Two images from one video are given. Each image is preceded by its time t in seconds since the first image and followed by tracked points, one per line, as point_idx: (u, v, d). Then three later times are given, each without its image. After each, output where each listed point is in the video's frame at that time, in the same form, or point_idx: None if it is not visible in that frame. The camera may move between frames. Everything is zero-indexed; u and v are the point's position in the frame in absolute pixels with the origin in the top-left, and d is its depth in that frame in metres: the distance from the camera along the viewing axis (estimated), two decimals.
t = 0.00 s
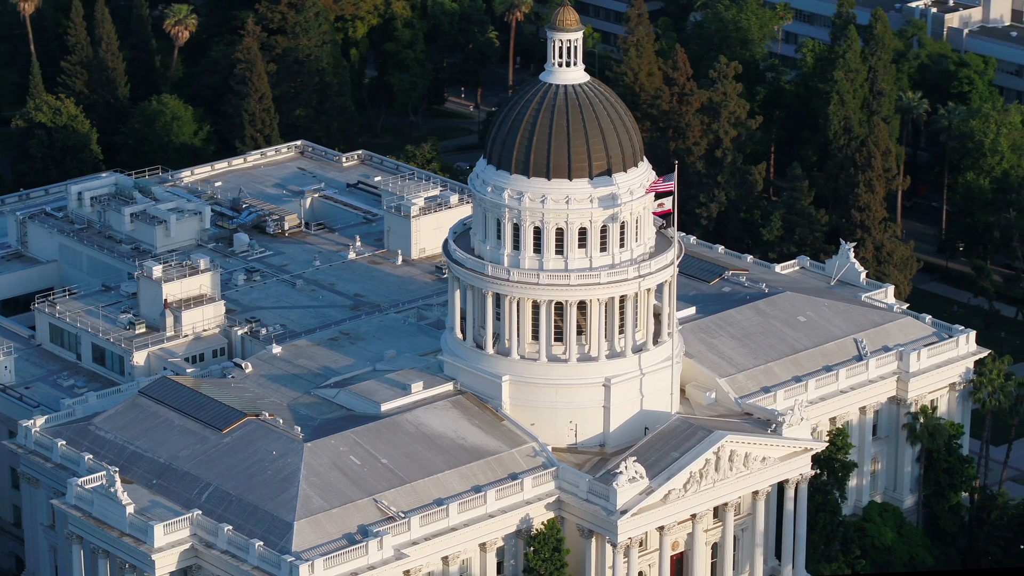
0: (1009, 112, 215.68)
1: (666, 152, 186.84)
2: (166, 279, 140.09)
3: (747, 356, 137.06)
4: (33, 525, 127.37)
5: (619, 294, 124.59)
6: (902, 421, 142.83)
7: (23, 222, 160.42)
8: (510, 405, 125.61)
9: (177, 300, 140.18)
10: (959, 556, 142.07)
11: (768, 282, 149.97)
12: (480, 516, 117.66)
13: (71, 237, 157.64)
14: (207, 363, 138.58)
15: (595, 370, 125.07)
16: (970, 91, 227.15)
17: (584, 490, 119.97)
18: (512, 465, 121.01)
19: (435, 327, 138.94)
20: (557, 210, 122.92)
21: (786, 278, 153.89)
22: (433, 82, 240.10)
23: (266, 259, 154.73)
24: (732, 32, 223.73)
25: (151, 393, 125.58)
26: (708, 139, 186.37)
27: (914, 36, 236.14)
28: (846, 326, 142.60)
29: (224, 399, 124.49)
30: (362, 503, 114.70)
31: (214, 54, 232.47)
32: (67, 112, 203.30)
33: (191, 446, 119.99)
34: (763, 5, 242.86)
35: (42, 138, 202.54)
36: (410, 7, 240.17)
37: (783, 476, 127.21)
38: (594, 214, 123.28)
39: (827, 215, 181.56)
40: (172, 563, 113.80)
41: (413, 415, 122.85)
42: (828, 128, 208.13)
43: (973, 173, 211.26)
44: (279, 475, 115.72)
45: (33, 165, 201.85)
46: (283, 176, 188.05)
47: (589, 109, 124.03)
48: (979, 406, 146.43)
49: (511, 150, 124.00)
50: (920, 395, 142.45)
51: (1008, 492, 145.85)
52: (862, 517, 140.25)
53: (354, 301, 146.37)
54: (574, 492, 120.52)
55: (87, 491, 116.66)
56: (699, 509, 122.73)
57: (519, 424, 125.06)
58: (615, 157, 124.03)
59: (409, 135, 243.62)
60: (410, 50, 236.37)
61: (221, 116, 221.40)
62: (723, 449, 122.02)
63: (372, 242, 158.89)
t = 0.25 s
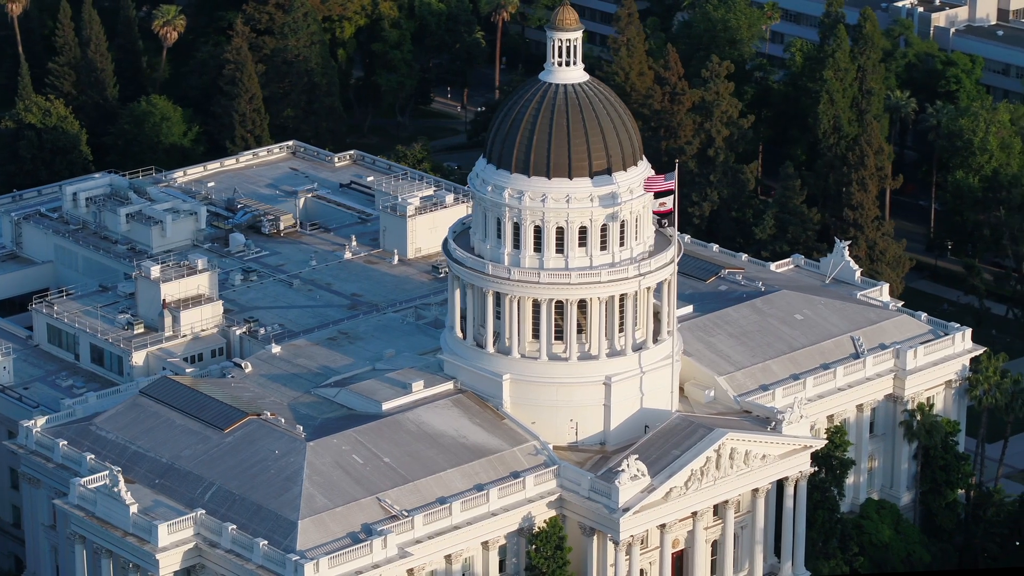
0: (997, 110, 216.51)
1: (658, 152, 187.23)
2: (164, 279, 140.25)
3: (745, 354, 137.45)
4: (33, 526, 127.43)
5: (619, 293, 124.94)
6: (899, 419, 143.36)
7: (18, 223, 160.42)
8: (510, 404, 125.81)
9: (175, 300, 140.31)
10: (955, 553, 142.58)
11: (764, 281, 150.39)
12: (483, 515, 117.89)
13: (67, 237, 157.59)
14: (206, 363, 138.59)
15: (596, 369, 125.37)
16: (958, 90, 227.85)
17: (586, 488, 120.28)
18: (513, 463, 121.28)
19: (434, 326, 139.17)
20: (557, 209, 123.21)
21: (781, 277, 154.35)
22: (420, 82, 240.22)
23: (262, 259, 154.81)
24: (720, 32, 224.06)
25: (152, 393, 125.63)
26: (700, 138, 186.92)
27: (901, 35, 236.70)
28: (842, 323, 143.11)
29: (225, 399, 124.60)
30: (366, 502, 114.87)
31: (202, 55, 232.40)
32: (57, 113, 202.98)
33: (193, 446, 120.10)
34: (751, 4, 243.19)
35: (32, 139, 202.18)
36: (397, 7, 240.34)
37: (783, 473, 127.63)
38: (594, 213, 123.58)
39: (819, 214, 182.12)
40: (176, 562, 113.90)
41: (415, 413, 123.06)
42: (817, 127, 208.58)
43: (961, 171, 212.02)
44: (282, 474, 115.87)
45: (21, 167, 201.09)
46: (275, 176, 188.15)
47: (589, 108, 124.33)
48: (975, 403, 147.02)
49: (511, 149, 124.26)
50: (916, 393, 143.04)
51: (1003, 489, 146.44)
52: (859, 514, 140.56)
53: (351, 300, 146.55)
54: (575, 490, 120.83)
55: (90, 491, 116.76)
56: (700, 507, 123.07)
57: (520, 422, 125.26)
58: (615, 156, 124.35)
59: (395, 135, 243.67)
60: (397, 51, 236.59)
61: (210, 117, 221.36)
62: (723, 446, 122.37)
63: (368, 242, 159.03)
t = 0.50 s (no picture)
0: (985, 108, 217.43)
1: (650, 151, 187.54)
2: (162, 279, 140.39)
3: (743, 352, 137.80)
4: (34, 525, 127.48)
5: (619, 292, 125.24)
6: (896, 416, 144.00)
7: (13, 224, 160.34)
8: (511, 402, 126.06)
9: (173, 300, 140.43)
10: (952, 550, 143.16)
11: (761, 279, 150.81)
12: (486, 513, 118.20)
13: (63, 238, 157.50)
14: (204, 363, 138.65)
15: (597, 367, 125.65)
16: (946, 89, 228.70)
17: (588, 486, 120.60)
18: (515, 461, 121.57)
19: (432, 325, 139.45)
20: (557, 208, 123.48)
21: (777, 275, 154.77)
22: (408, 82, 240.52)
23: (259, 259, 154.91)
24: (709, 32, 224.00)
25: (153, 392, 125.68)
26: (693, 137, 187.44)
27: (888, 34, 237.48)
28: (839, 321, 143.57)
29: (226, 399, 124.69)
30: (369, 500, 115.04)
31: (189, 56, 232.33)
32: (47, 114, 202.78)
33: (196, 445, 120.18)
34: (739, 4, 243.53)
35: (22, 140, 201.89)
36: (385, 7, 240.60)
37: (782, 471, 128.03)
38: (595, 212, 123.84)
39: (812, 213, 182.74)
40: (181, 561, 114.01)
41: (416, 412, 123.27)
42: (807, 127, 209.10)
43: (951, 169, 212.88)
44: (285, 474, 116.02)
45: (12, 168, 200.80)
46: (268, 176, 188.27)
47: (589, 107, 124.56)
48: (971, 401, 147.63)
49: (511, 148, 124.40)
50: (913, 390, 143.61)
51: (999, 486, 147.08)
52: (857, 511, 140.94)
53: (349, 300, 146.76)
54: (577, 488, 121.15)
55: (93, 490, 116.84)
56: (701, 505, 123.41)
57: (521, 420, 125.50)
58: (615, 155, 124.58)
59: (383, 136, 243.82)
60: (384, 51, 236.80)
61: (200, 118, 221.33)
62: (724, 444, 122.69)
63: (363, 242, 159.26)
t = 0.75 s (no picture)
0: (973, 107, 218.39)
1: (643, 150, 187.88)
2: (161, 279, 140.45)
3: (742, 350, 138.23)
4: (35, 525, 127.48)
5: (620, 290, 125.58)
6: (894, 414, 144.59)
7: (8, 225, 160.20)
8: (513, 401, 126.32)
9: (172, 300, 140.51)
10: (949, 546, 143.66)
11: (757, 278, 151.20)
12: (489, 511, 118.45)
13: (59, 239, 157.39)
14: (203, 363, 138.79)
15: (598, 365, 125.97)
16: (934, 88, 229.43)
17: (590, 484, 120.92)
18: (517, 460, 121.79)
19: (431, 324, 139.67)
20: (558, 207, 123.79)
21: (773, 273, 155.18)
22: (396, 83, 240.70)
23: (255, 259, 154.99)
24: (700, 31, 223.18)
25: (154, 392, 125.74)
26: (687, 136, 187.95)
27: (875, 33, 238.15)
28: (836, 319, 144.12)
29: (228, 398, 124.80)
30: (373, 499, 115.25)
31: (178, 56, 232.22)
32: (37, 115, 202.54)
33: (198, 445, 120.27)
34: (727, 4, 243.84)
35: (12, 141, 201.59)
36: (373, 8, 240.76)
37: (783, 468, 128.43)
38: (596, 211, 124.20)
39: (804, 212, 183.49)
40: (185, 561, 114.12)
41: (418, 411, 123.48)
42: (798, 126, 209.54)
43: (941, 168, 213.81)
44: (289, 472, 116.19)
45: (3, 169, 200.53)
46: (261, 176, 188.36)
47: (589, 106, 124.88)
48: (967, 398, 148.23)
49: (512, 147, 124.68)
50: (911, 387, 144.21)
51: (995, 483, 147.72)
52: (854, 508, 141.29)
53: (347, 299, 146.95)
54: (580, 486, 121.46)
55: (96, 490, 116.90)
56: (702, 503, 123.80)
57: (523, 419, 125.76)
58: (616, 154, 124.96)
59: (370, 136, 243.87)
60: (372, 51, 237.09)
61: (189, 118, 221.27)
62: (725, 442, 123.13)
63: (360, 241, 159.47)
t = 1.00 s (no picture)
0: (962, 106, 219.28)
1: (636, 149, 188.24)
2: (160, 279, 140.54)
3: (740, 348, 138.63)
4: (37, 526, 127.44)
5: (621, 289, 125.91)
6: (891, 411, 145.15)
7: (4, 225, 160.07)
8: (514, 399, 126.58)
9: (171, 300, 140.60)
10: (947, 543, 144.14)
11: (754, 276, 151.67)
12: (492, 509, 118.69)
13: (55, 239, 157.34)
14: (203, 363, 138.90)
15: (599, 364, 126.30)
16: (922, 87, 230.06)
17: (592, 482, 121.17)
18: (520, 458, 122.03)
19: (430, 323, 139.90)
20: (559, 206, 124.13)
21: (769, 272, 155.63)
22: (384, 83, 240.87)
23: (252, 259, 155.10)
24: (690, 31, 222.39)
25: (156, 392, 125.80)
26: (680, 136, 188.37)
27: (862, 33, 238.74)
28: (834, 318, 144.64)
29: (230, 398, 124.95)
30: (377, 497, 115.44)
31: (166, 57, 232.19)
32: (28, 116, 202.31)
33: (201, 444, 120.36)
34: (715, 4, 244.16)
35: (3, 142, 201.31)
36: (361, 8, 240.92)
37: (783, 465, 128.80)
38: (597, 210, 124.55)
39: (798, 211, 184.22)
40: (189, 560, 114.20)
41: (420, 410, 123.72)
42: (788, 125, 209.98)
43: (931, 168, 214.71)
44: (293, 472, 116.34)
45: None
46: (255, 177, 188.43)
47: (590, 106, 125.24)
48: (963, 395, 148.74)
49: (513, 146, 125.00)
50: (908, 385, 144.76)
51: (992, 480, 148.34)
52: (852, 505, 141.69)
53: (345, 299, 147.14)
54: (582, 483, 121.72)
55: (100, 490, 116.96)
56: (704, 500, 124.17)
57: (524, 417, 126.03)
58: (616, 153, 125.32)
59: (358, 136, 243.94)
60: (360, 52, 237.37)
61: (179, 119, 221.30)
62: (727, 439, 123.53)
63: (356, 241, 159.69)
